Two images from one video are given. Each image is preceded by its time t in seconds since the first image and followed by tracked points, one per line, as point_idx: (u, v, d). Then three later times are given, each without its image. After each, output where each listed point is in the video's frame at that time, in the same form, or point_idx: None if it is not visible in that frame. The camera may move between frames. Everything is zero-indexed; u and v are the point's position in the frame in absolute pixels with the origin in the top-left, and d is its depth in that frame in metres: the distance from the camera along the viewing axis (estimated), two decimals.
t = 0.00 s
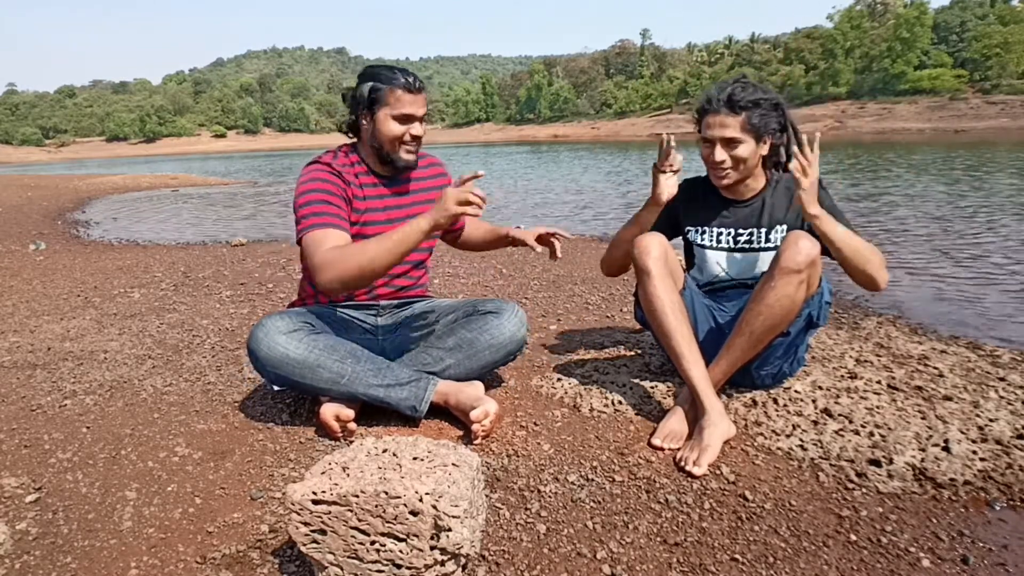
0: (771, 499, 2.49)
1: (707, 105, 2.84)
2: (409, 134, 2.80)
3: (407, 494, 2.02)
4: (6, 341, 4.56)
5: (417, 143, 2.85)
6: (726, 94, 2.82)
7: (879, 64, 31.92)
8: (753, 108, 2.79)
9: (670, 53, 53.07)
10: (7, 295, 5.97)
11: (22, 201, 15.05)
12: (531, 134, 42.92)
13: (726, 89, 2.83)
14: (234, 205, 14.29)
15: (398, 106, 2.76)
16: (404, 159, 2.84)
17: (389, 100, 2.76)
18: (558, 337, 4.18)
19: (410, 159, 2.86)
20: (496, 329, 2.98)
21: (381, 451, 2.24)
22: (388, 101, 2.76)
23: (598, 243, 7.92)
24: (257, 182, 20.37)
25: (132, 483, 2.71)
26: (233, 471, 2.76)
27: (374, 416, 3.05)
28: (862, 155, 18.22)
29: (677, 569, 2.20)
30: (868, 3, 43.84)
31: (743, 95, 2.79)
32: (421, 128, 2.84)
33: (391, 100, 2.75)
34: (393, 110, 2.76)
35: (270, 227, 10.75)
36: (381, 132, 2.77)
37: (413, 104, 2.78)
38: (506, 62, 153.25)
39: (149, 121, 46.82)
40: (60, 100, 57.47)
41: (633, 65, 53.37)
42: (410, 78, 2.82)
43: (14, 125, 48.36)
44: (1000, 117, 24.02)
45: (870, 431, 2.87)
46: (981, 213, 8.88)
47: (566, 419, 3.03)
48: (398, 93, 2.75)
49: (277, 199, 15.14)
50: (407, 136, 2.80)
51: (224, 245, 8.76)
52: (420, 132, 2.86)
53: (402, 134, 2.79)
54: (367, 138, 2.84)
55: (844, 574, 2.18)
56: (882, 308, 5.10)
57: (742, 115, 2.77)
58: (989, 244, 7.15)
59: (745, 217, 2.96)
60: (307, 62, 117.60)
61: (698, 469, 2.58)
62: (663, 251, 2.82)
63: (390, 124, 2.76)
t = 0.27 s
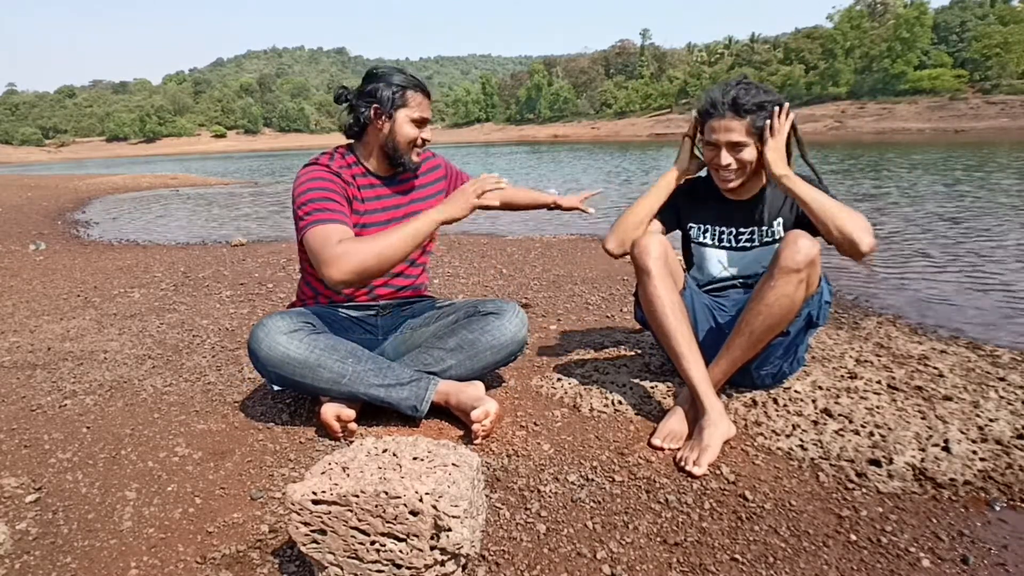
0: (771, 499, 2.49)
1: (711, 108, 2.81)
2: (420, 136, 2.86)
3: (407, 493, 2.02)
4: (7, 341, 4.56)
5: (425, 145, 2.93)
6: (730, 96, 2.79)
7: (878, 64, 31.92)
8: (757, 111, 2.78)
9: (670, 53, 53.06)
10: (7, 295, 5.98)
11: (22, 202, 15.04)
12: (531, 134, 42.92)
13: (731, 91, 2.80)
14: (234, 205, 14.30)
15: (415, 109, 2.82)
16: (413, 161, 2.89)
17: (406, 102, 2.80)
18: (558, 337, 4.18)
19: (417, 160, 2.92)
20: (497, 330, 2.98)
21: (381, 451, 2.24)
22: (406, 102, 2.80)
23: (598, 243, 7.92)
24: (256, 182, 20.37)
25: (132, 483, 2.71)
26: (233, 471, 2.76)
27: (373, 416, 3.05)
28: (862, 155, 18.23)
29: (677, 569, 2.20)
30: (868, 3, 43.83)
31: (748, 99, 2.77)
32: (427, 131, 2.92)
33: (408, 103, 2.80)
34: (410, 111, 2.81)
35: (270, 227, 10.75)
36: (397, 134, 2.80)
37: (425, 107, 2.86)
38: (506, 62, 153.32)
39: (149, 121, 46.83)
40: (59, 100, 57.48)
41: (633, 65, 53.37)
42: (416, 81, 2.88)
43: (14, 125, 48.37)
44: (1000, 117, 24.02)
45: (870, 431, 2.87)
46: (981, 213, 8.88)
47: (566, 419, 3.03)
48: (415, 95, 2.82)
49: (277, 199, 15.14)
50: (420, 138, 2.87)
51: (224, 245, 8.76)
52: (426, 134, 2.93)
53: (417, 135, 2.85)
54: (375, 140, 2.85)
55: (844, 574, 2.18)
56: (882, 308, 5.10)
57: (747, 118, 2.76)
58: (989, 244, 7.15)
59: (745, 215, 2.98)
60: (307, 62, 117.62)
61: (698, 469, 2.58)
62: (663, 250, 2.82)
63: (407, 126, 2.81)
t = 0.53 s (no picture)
0: (771, 499, 2.49)
1: (708, 110, 2.82)
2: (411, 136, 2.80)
3: (407, 494, 2.02)
4: (7, 341, 4.56)
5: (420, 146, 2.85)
6: (727, 97, 2.81)
7: (878, 64, 31.92)
8: (753, 110, 2.79)
9: (670, 53, 53.07)
10: (7, 295, 5.97)
11: (22, 201, 15.04)
12: (531, 134, 42.93)
13: (726, 92, 2.82)
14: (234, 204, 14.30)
15: (398, 108, 2.77)
16: (406, 160, 2.83)
17: (388, 103, 2.78)
18: (558, 337, 4.18)
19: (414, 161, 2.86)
20: (498, 331, 2.98)
21: (381, 451, 2.24)
22: (388, 103, 2.77)
23: (598, 243, 7.92)
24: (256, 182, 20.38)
25: (131, 483, 2.71)
26: (234, 471, 2.76)
27: (373, 415, 3.05)
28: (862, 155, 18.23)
29: (677, 569, 2.20)
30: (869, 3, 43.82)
31: (743, 99, 2.79)
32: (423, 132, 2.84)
33: (391, 103, 2.77)
34: (393, 111, 2.77)
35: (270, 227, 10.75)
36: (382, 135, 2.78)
37: (414, 107, 2.80)
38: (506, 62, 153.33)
39: (149, 121, 46.84)
40: (59, 100, 57.49)
41: (633, 65, 53.38)
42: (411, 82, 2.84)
43: (14, 125, 48.37)
44: (1000, 117, 24.02)
45: (870, 431, 2.87)
46: (982, 213, 8.89)
47: (566, 419, 3.03)
48: (397, 96, 2.77)
49: (277, 199, 15.13)
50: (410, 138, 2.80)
51: (224, 245, 8.76)
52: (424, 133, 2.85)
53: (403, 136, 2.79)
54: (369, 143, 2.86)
55: (844, 574, 2.18)
56: (882, 308, 5.09)
57: (745, 117, 2.77)
58: (989, 244, 7.15)
59: (744, 211, 2.98)
60: (307, 62, 117.63)
61: (698, 469, 2.58)
62: (663, 250, 2.82)
63: (389, 125, 2.77)
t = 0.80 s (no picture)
0: (771, 499, 2.49)
1: (707, 112, 2.81)
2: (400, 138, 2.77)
3: (407, 494, 2.01)
4: (7, 341, 4.56)
5: (405, 148, 2.81)
6: (725, 99, 2.78)
7: (879, 64, 31.92)
8: (753, 112, 2.77)
9: (670, 53, 53.07)
10: (7, 295, 5.97)
11: (22, 201, 15.04)
12: (531, 134, 42.94)
13: (726, 94, 2.80)
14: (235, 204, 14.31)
15: (379, 112, 2.73)
16: (391, 163, 2.82)
17: (370, 107, 2.75)
18: (558, 337, 4.18)
19: (401, 163, 2.84)
20: (498, 332, 2.99)
21: (381, 451, 2.24)
22: (371, 107, 2.75)
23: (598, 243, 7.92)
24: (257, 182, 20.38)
25: (131, 483, 2.71)
26: (233, 471, 2.76)
27: (373, 416, 3.05)
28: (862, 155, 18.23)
29: (677, 569, 2.20)
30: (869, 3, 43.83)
31: (743, 102, 2.77)
32: (408, 134, 2.79)
33: (372, 108, 2.74)
34: (374, 116, 2.75)
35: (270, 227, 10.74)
36: (367, 138, 2.79)
37: (396, 111, 2.73)
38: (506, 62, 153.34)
39: (149, 121, 46.85)
40: (59, 100, 57.50)
41: (633, 65, 53.38)
42: (400, 83, 2.78)
43: (14, 125, 48.36)
44: (1000, 117, 24.02)
45: (870, 431, 2.87)
46: (982, 213, 8.89)
47: (566, 419, 3.03)
48: (378, 101, 2.73)
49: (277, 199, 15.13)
50: (392, 142, 2.77)
51: (224, 245, 8.76)
52: (411, 135, 2.81)
53: (385, 139, 2.77)
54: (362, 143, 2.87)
55: (844, 574, 2.18)
56: (882, 309, 5.09)
57: (744, 120, 2.75)
58: (989, 244, 7.15)
59: (744, 208, 2.98)
60: (307, 62, 117.65)
61: (698, 469, 2.58)
62: (663, 250, 2.82)
63: (371, 129, 2.77)
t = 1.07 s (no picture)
0: (771, 499, 2.49)
1: (707, 109, 2.83)
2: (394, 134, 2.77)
3: (407, 494, 2.02)
4: (7, 341, 4.56)
5: (399, 144, 2.81)
6: (726, 97, 2.81)
7: (879, 64, 31.93)
8: (753, 110, 2.78)
9: (670, 53, 53.08)
10: (7, 295, 5.97)
11: (22, 201, 15.04)
12: (531, 134, 42.95)
13: (727, 92, 2.83)
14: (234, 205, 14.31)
15: (375, 107, 2.74)
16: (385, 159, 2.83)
17: (367, 101, 2.76)
18: (558, 337, 4.18)
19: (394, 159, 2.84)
20: (498, 332, 2.99)
21: (381, 451, 2.24)
22: (368, 102, 2.75)
23: (598, 243, 7.92)
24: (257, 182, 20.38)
25: (131, 483, 2.71)
26: (233, 471, 2.76)
27: (373, 416, 3.05)
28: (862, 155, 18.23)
29: (677, 569, 2.20)
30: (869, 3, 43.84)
31: (743, 100, 2.79)
32: (402, 131, 2.79)
33: (369, 102, 2.75)
34: (370, 110, 2.75)
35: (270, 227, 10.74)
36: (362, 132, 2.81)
37: (392, 107, 2.74)
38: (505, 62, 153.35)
39: (149, 121, 46.86)
40: (59, 100, 57.50)
41: (633, 65, 53.39)
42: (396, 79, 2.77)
43: (14, 125, 48.36)
44: (1000, 117, 24.03)
45: (870, 431, 2.87)
46: (982, 213, 8.89)
47: (566, 419, 3.03)
48: (375, 96, 2.74)
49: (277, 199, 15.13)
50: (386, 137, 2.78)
51: (224, 245, 8.76)
52: (405, 132, 2.81)
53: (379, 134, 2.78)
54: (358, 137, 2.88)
55: (844, 574, 2.18)
56: (882, 308, 5.09)
57: (744, 117, 2.76)
58: (989, 243, 7.15)
59: (744, 207, 2.98)
60: (307, 62, 117.66)
61: (698, 469, 2.58)
62: (663, 250, 2.82)
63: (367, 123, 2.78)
